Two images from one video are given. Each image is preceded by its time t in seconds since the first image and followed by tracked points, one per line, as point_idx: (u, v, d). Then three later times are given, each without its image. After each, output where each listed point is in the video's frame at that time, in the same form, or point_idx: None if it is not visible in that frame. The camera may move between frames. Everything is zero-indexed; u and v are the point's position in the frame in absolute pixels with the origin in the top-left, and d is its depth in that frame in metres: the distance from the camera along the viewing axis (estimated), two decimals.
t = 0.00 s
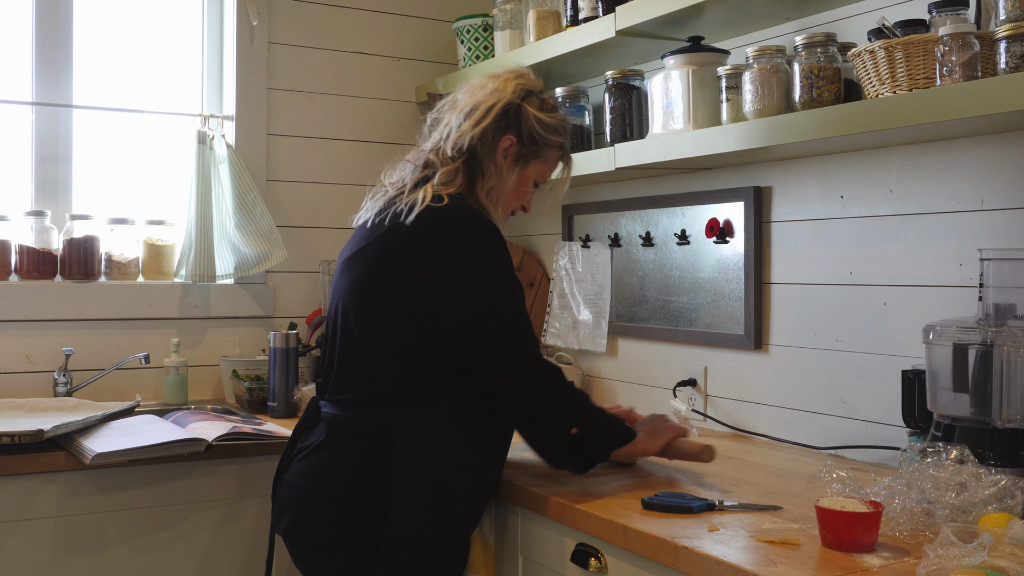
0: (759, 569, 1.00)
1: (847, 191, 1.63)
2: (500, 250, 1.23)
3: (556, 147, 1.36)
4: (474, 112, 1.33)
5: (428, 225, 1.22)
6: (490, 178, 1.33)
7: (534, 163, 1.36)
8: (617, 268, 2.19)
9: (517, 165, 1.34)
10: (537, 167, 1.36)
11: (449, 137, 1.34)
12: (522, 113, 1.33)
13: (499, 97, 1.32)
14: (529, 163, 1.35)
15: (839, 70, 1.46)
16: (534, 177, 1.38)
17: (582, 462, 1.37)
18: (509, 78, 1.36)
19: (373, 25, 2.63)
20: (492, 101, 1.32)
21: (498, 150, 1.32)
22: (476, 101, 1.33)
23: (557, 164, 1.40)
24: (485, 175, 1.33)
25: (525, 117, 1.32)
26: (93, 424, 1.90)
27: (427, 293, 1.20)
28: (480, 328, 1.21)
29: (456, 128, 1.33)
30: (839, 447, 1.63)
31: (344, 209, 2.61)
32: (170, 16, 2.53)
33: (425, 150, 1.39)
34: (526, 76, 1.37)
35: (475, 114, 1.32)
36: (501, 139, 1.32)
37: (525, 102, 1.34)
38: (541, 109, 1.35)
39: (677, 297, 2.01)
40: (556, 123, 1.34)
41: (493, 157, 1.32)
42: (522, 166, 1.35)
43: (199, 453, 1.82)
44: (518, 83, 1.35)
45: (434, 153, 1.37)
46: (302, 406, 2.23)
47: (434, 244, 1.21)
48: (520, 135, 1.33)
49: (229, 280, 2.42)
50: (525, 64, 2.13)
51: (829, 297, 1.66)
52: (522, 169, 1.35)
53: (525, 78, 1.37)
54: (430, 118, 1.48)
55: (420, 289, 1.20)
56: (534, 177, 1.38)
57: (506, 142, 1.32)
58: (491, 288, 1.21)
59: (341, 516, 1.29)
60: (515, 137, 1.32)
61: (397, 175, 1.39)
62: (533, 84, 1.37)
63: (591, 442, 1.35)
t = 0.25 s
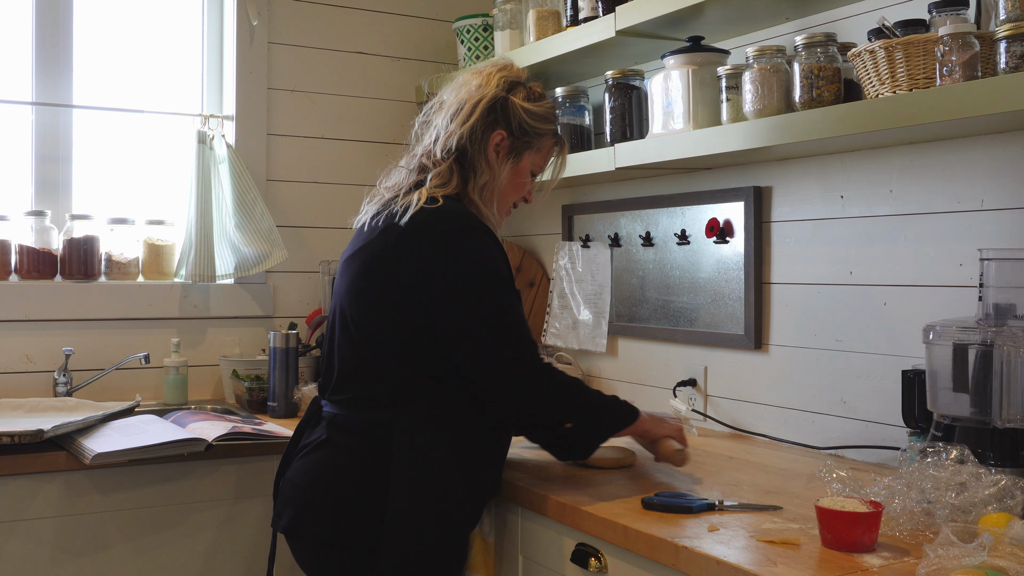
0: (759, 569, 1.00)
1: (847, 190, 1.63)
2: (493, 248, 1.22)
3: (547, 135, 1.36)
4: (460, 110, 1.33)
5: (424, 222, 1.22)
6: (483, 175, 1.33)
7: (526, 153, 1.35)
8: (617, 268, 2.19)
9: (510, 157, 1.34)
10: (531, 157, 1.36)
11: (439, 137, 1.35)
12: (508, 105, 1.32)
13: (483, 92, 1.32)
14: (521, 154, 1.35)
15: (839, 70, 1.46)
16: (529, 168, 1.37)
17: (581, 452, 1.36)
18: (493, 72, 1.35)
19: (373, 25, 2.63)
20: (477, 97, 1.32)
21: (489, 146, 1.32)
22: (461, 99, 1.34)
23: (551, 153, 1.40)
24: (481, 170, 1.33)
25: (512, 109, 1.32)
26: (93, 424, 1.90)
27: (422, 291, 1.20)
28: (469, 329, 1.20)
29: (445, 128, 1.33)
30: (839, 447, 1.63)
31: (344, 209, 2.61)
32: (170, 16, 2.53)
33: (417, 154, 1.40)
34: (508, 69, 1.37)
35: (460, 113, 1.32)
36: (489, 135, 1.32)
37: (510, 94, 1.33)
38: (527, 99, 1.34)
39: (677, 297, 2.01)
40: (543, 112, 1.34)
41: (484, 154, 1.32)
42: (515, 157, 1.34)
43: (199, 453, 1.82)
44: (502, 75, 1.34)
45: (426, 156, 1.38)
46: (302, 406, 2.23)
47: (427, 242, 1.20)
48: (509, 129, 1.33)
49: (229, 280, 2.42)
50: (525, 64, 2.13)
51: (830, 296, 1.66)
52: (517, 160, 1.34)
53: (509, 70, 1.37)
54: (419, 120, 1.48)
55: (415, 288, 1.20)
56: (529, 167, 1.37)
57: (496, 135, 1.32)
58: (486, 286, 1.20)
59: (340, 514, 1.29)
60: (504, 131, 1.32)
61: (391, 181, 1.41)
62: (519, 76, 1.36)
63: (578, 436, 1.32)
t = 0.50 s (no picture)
0: (759, 569, 1.00)
1: (847, 191, 1.63)
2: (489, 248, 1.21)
3: (543, 131, 1.35)
4: (454, 109, 1.33)
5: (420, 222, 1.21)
6: (479, 174, 1.33)
7: (522, 151, 1.35)
8: (617, 268, 2.19)
9: (505, 156, 1.34)
10: (527, 154, 1.36)
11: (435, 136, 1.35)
12: (502, 103, 1.32)
13: (477, 90, 1.33)
14: (517, 152, 1.34)
15: (839, 70, 1.45)
16: (526, 165, 1.37)
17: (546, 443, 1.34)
18: (487, 70, 1.36)
19: (373, 25, 2.63)
20: (470, 96, 1.32)
21: (484, 145, 1.32)
22: (456, 98, 1.34)
23: (550, 150, 1.39)
24: (475, 170, 1.33)
25: (506, 106, 1.32)
26: (93, 424, 1.90)
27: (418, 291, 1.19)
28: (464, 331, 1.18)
29: (439, 129, 1.33)
30: (838, 447, 1.63)
31: (344, 208, 2.61)
32: (170, 16, 2.52)
33: (414, 154, 1.40)
34: (503, 66, 1.37)
35: (455, 112, 1.32)
36: (485, 133, 1.32)
37: (505, 92, 1.33)
38: (522, 96, 1.34)
39: (677, 297, 2.01)
40: (539, 107, 1.33)
41: (480, 152, 1.33)
42: (511, 155, 1.34)
43: (199, 453, 1.82)
44: (496, 74, 1.35)
45: (423, 156, 1.38)
46: (302, 406, 2.23)
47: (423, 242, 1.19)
48: (504, 126, 1.33)
49: (229, 280, 2.42)
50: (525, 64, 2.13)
51: (830, 297, 1.66)
52: (512, 158, 1.34)
53: (503, 68, 1.37)
54: (416, 120, 1.48)
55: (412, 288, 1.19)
56: (526, 165, 1.37)
57: (489, 134, 1.32)
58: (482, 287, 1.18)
59: (339, 515, 1.29)
60: (499, 129, 1.32)
61: (389, 182, 1.41)
62: (513, 74, 1.36)
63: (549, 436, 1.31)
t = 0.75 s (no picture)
0: (759, 569, 1.00)
1: (847, 191, 1.63)
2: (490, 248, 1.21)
3: (541, 129, 1.35)
4: (450, 110, 1.33)
5: (420, 222, 1.21)
6: (477, 174, 1.33)
7: (520, 149, 1.35)
8: (617, 268, 2.19)
9: (502, 155, 1.34)
10: (525, 152, 1.36)
11: (431, 137, 1.35)
12: (498, 101, 1.32)
13: (471, 90, 1.33)
14: (514, 151, 1.34)
15: (839, 70, 1.45)
16: (525, 163, 1.37)
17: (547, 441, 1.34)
18: (481, 69, 1.36)
19: (373, 25, 2.63)
20: (465, 96, 1.32)
21: (481, 145, 1.33)
22: (451, 98, 1.34)
23: (548, 146, 1.39)
24: (473, 170, 1.33)
25: (502, 105, 1.32)
26: (93, 424, 1.90)
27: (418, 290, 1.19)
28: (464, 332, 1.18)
29: (435, 130, 1.34)
30: (838, 447, 1.63)
31: (344, 208, 2.61)
32: (170, 16, 2.53)
33: (412, 156, 1.40)
34: (498, 65, 1.37)
35: (451, 113, 1.32)
36: (481, 134, 1.32)
37: (500, 90, 1.33)
38: (517, 94, 1.34)
39: (677, 297, 2.01)
40: (535, 105, 1.33)
41: (477, 152, 1.33)
42: (508, 154, 1.34)
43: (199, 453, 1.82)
44: (490, 73, 1.35)
45: (421, 157, 1.38)
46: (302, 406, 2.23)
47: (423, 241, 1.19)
48: (500, 126, 1.33)
49: (229, 280, 2.42)
50: (525, 64, 2.13)
51: (830, 296, 1.66)
52: (509, 157, 1.34)
53: (498, 67, 1.36)
54: (413, 120, 1.48)
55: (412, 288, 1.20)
56: (524, 163, 1.37)
57: (485, 134, 1.32)
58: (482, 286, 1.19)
59: (336, 515, 1.29)
60: (495, 129, 1.32)
61: (387, 183, 1.41)
62: (508, 72, 1.36)
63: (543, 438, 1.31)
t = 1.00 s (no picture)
0: (759, 569, 1.00)
1: (847, 191, 1.63)
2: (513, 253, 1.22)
3: (563, 135, 1.34)
4: (473, 114, 1.33)
5: (443, 225, 1.21)
6: (498, 179, 1.33)
7: (541, 154, 1.34)
8: (617, 268, 2.19)
9: (523, 160, 1.34)
10: (546, 158, 1.35)
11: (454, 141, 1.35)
12: (520, 107, 1.32)
13: (494, 95, 1.33)
14: (535, 156, 1.34)
15: (839, 70, 1.46)
16: (545, 170, 1.37)
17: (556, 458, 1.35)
18: (504, 75, 1.36)
19: (372, 25, 2.63)
20: (488, 100, 1.32)
21: (502, 150, 1.32)
22: (474, 103, 1.34)
23: (570, 153, 1.38)
24: (494, 175, 1.33)
25: (524, 111, 1.32)
26: (93, 424, 1.90)
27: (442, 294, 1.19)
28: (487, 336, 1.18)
29: (458, 133, 1.33)
30: (838, 447, 1.63)
31: (344, 208, 2.61)
32: (170, 16, 2.52)
33: (434, 158, 1.40)
34: (521, 70, 1.37)
35: (474, 117, 1.32)
36: (503, 139, 1.32)
37: (523, 96, 1.33)
38: (540, 100, 1.34)
39: (677, 297, 2.01)
40: (557, 112, 1.33)
41: (498, 157, 1.33)
42: (529, 160, 1.34)
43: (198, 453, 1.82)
44: (514, 78, 1.35)
45: (443, 160, 1.38)
46: (302, 406, 2.23)
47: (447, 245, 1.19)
48: (522, 131, 1.32)
49: (229, 280, 2.42)
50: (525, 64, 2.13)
51: (830, 297, 1.66)
52: (530, 162, 1.34)
53: (522, 73, 1.36)
54: (435, 124, 1.48)
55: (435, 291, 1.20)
56: (545, 169, 1.36)
57: (507, 139, 1.32)
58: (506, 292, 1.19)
59: (346, 515, 1.29)
60: (517, 134, 1.32)
61: (407, 185, 1.40)
62: (531, 78, 1.36)
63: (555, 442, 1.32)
